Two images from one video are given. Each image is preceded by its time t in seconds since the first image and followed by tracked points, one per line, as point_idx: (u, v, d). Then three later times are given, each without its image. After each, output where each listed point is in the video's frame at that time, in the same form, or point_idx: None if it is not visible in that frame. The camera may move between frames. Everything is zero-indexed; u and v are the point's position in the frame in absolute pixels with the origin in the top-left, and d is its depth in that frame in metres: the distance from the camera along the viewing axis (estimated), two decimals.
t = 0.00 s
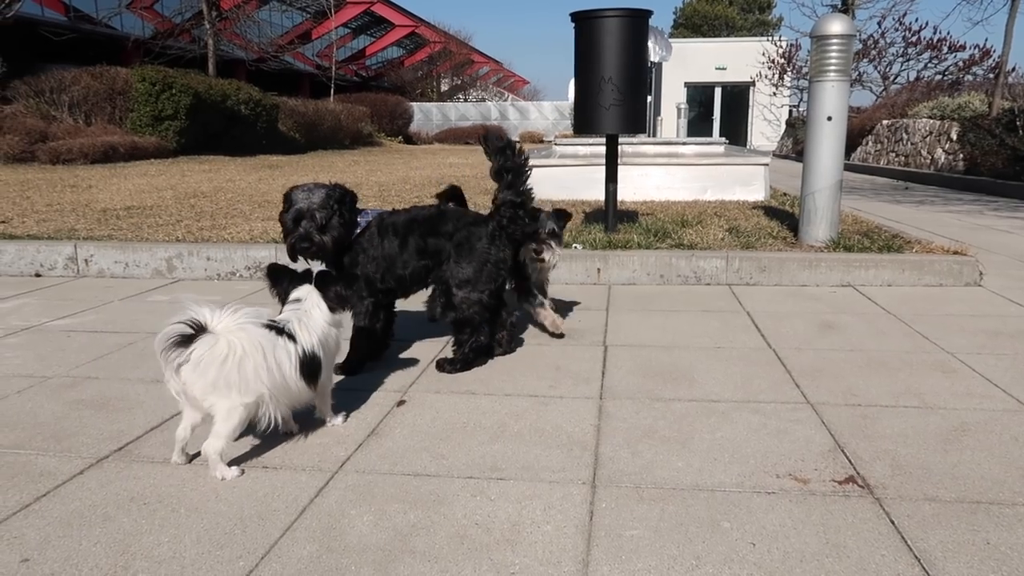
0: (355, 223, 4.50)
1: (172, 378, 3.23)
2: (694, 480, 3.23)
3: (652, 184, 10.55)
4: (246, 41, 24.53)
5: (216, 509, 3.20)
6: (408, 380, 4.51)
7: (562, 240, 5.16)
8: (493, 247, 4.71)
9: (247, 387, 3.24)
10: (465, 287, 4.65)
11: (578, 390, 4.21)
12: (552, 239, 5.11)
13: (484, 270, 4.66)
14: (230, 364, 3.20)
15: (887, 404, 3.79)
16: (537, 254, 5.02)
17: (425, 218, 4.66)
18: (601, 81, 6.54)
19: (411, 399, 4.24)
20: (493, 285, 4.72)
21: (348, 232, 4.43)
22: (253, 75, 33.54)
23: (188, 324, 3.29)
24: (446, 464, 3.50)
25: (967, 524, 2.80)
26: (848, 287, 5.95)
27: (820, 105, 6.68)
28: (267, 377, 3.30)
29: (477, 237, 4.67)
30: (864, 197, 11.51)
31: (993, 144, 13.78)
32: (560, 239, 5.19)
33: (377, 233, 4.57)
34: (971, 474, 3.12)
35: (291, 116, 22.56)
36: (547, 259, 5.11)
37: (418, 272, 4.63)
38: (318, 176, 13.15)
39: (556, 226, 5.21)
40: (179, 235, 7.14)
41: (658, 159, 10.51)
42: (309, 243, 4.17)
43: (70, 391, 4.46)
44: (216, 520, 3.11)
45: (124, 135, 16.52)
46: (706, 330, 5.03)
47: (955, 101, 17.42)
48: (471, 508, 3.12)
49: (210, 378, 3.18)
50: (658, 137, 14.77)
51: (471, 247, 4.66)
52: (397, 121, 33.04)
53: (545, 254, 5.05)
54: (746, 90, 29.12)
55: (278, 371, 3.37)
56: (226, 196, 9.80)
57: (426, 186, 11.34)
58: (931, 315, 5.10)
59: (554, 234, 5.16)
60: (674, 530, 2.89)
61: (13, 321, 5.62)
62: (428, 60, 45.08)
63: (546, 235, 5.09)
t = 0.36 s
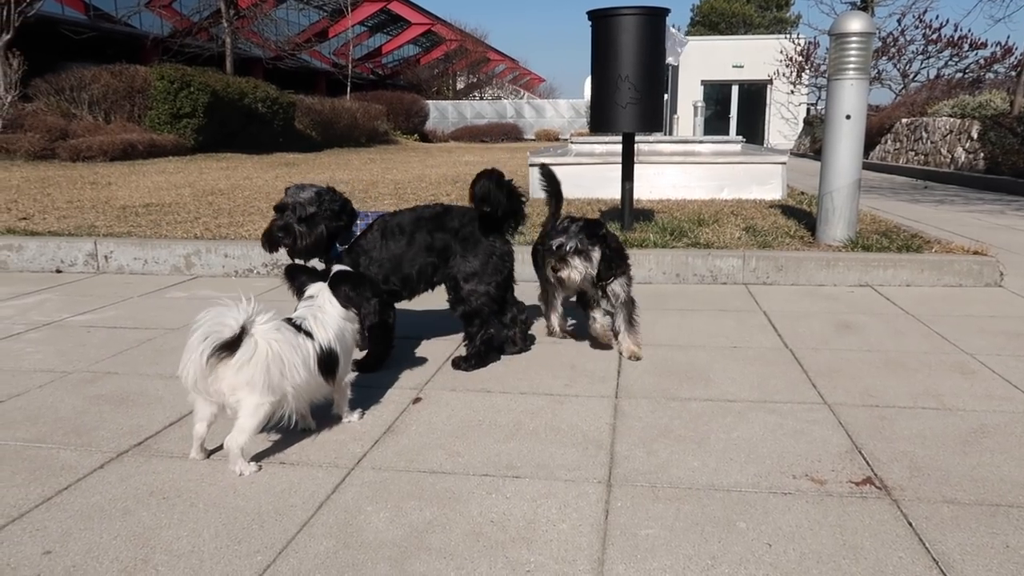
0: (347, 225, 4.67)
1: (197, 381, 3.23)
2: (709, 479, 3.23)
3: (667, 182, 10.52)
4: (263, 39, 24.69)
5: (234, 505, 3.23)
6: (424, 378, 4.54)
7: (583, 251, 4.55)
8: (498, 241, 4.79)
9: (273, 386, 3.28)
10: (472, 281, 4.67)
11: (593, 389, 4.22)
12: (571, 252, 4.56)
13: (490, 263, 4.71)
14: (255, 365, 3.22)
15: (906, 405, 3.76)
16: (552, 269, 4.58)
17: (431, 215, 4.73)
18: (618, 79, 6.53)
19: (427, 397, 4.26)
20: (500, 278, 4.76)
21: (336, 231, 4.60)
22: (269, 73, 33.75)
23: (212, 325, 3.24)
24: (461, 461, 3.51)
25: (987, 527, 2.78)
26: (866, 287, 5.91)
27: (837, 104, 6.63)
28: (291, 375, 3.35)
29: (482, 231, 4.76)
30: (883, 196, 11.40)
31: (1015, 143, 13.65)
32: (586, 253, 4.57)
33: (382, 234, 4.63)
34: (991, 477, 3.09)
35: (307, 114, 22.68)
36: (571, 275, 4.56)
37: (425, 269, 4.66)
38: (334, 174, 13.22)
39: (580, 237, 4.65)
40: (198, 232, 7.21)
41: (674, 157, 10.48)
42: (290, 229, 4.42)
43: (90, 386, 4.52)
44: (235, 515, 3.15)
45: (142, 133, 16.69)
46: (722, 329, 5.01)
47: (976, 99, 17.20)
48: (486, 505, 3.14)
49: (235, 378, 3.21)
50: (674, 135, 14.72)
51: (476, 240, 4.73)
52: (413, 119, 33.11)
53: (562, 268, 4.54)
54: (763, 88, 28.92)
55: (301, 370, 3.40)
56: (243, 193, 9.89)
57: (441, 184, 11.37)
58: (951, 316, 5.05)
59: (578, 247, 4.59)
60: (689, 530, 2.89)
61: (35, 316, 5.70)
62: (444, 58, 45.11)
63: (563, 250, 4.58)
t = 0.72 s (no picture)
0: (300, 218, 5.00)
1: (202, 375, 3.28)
2: (716, 471, 3.23)
3: (676, 174, 10.48)
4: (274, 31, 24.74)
5: (244, 492, 3.27)
6: (432, 368, 4.56)
7: (515, 244, 4.14)
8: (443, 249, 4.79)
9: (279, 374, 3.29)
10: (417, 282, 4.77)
11: (600, 381, 4.23)
12: (503, 244, 4.19)
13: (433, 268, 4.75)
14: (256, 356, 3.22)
15: (915, 398, 3.75)
16: (487, 264, 4.31)
17: (389, 216, 4.82)
18: (628, 70, 6.50)
19: (435, 387, 4.28)
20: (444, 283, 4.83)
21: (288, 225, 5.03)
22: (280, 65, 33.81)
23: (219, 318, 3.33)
24: (468, 451, 3.53)
25: (995, 520, 2.77)
26: (876, 280, 5.88)
27: (849, 95, 6.58)
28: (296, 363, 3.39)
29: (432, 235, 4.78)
30: (895, 189, 11.31)
31: None
32: (519, 245, 4.14)
33: (337, 229, 4.77)
34: (1001, 471, 3.08)
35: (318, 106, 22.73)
36: (504, 271, 4.24)
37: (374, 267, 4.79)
38: (343, 166, 13.25)
39: (515, 226, 4.18)
40: (208, 223, 7.26)
41: (684, 149, 10.44)
42: (240, 226, 5.01)
43: (102, 374, 4.57)
44: (244, 503, 3.18)
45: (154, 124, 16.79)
46: (730, 322, 5.00)
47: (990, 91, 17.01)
48: (493, 495, 3.16)
49: (243, 371, 3.23)
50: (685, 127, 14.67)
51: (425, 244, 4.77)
52: (423, 111, 33.11)
53: (493, 262, 4.27)
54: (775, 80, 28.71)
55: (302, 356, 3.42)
56: (253, 184, 9.93)
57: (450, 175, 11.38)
58: (961, 309, 5.02)
59: (512, 239, 4.17)
60: (695, 520, 2.89)
61: (48, 305, 5.76)
62: (454, 50, 45.05)
63: (498, 243, 4.25)
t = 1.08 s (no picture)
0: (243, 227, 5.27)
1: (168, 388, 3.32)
2: (721, 474, 3.24)
3: (682, 175, 10.48)
4: (279, 30, 24.79)
5: (251, 492, 3.28)
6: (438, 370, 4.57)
7: (475, 250, 3.81)
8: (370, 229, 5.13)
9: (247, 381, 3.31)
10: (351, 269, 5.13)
11: (606, 383, 4.24)
12: (463, 251, 3.86)
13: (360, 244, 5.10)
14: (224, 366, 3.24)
15: (920, 402, 3.75)
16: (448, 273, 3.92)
17: (316, 210, 5.19)
18: (633, 72, 6.51)
19: (441, 388, 4.29)
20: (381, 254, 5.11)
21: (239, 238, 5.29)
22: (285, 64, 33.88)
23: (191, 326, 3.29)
24: (474, 453, 3.54)
25: (999, 524, 2.78)
26: (882, 283, 5.88)
27: (856, 97, 6.57)
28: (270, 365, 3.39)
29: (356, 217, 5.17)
30: (901, 192, 11.30)
31: None
32: (480, 251, 3.82)
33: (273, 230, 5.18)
34: (1006, 475, 3.08)
35: (323, 105, 22.76)
36: (468, 281, 3.86)
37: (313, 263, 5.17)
38: (349, 166, 13.28)
39: (476, 230, 3.87)
40: (215, 223, 7.29)
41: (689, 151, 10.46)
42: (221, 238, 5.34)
43: (109, 374, 4.59)
44: (250, 503, 3.19)
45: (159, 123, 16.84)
46: (736, 324, 5.01)
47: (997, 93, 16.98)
48: (499, 497, 3.17)
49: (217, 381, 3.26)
50: (690, 128, 14.68)
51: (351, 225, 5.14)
52: (428, 110, 33.14)
53: (456, 271, 3.86)
54: (780, 81, 28.69)
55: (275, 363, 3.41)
56: (259, 184, 9.96)
57: (455, 176, 11.41)
58: (967, 313, 5.02)
59: (472, 245, 3.85)
60: (701, 523, 2.90)
61: (55, 305, 5.78)
62: (459, 49, 45.04)
63: (459, 250, 3.90)
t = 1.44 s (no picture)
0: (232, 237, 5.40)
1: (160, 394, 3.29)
2: (720, 473, 3.24)
3: (679, 177, 10.50)
4: (278, 33, 24.82)
5: (248, 492, 3.27)
6: (436, 371, 4.56)
7: (465, 247, 3.83)
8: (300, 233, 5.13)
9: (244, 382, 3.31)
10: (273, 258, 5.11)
11: (605, 383, 4.24)
12: (453, 249, 3.87)
13: (286, 245, 5.09)
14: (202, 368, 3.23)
15: (919, 402, 3.75)
16: (439, 272, 3.93)
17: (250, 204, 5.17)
18: (632, 73, 6.52)
19: (439, 388, 4.29)
20: (295, 259, 5.12)
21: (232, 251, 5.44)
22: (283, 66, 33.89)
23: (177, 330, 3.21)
24: (473, 453, 3.54)
25: (999, 524, 2.78)
26: (880, 284, 5.89)
27: (854, 99, 6.59)
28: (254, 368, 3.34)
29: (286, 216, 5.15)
30: (899, 193, 11.32)
31: None
32: (470, 248, 3.83)
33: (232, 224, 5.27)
34: (1005, 475, 3.08)
35: (321, 107, 22.77)
36: (460, 278, 3.87)
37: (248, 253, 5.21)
38: (346, 167, 13.26)
39: (466, 227, 3.88)
40: (212, 223, 7.28)
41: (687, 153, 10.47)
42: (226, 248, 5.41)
43: (105, 374, 4.57)
44: (248, 503, 3.18)
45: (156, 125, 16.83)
46: (735, 325, 5.01)
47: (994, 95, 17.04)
48: (498, 496, 3.16)
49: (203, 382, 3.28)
50: (688, 130, 14.68)
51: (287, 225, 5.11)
52: (426, 113, 33.16)
53: (446, 270, 3.87)
54: (778, 84, 28.76)
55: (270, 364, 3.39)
56: (256, 185, 9.95)
57: (453, 178, 11.40)
58: (965, 313, 5.03)
59: (462, 242, 3.86)
60: (700, 523, 2.90)
61: (51, 305, 5.77)
62: (457, 52, 45.08)
63: (448, 248, 3.90)
